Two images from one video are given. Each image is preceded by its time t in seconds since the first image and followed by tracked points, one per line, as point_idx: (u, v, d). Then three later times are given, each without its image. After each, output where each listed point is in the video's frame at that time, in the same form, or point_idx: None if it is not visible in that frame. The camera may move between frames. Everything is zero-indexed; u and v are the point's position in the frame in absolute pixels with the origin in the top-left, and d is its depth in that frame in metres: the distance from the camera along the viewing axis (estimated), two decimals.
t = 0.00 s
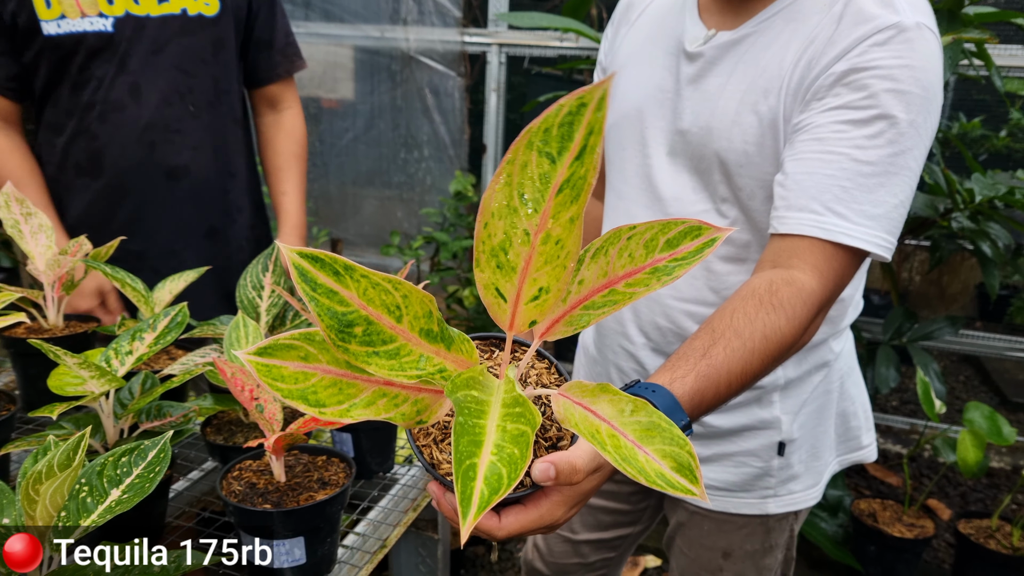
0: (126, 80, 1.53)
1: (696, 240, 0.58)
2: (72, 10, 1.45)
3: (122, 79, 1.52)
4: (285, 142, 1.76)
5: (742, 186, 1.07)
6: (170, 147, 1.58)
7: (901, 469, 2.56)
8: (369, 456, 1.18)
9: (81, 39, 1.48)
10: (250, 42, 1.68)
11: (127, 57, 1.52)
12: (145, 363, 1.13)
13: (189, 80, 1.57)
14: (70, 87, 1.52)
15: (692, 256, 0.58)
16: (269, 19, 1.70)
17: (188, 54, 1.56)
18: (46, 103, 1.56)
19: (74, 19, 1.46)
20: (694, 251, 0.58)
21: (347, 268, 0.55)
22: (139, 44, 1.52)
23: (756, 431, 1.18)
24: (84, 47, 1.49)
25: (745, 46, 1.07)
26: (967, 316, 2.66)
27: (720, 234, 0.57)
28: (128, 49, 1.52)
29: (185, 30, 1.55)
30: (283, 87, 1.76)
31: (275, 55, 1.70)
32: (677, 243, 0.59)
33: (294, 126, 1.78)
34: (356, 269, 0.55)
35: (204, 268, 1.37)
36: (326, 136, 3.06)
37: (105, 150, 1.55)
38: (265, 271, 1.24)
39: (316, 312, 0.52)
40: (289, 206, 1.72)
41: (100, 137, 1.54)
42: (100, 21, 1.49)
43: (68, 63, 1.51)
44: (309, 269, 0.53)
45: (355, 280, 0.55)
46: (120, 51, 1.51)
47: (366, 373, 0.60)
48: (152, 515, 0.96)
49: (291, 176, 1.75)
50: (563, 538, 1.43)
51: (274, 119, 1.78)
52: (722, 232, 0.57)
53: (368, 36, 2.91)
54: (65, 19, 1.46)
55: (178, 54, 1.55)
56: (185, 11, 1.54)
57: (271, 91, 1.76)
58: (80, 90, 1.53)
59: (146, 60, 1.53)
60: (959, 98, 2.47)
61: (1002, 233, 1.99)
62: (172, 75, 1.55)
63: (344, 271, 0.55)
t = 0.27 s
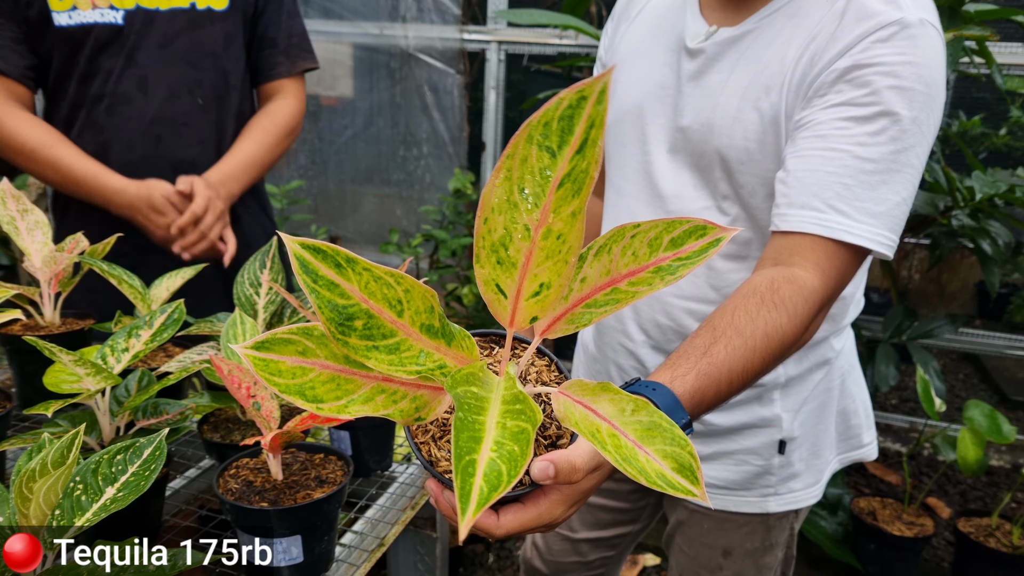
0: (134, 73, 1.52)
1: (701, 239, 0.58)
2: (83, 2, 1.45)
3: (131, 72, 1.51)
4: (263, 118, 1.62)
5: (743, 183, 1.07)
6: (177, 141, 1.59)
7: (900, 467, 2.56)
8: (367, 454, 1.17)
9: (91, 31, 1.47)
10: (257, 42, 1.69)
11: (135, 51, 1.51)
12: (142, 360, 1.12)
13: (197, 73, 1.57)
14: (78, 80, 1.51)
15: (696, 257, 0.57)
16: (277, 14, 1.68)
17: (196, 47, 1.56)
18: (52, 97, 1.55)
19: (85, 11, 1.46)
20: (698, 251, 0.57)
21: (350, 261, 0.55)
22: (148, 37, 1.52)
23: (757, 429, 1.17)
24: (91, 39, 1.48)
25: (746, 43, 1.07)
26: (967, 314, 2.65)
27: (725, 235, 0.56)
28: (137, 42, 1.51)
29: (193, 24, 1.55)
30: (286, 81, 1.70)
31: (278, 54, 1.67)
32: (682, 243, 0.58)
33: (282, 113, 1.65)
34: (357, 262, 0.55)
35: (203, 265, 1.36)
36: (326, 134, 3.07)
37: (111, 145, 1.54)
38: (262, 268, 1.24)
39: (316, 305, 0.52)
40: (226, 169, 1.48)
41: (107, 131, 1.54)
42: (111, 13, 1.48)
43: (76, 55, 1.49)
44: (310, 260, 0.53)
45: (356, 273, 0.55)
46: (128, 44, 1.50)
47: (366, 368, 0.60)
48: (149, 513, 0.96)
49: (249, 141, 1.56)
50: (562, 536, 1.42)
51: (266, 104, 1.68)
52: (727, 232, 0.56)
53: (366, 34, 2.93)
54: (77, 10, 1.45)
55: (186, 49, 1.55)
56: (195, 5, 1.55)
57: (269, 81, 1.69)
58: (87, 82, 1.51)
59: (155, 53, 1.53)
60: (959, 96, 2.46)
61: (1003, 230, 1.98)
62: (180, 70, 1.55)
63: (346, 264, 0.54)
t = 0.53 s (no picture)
0: (138, 69, 1.51)
1: (698, 231, 0.57)
2: None
3: (135, 68, 1.51)
4: (277, 119, 1.66)
5: (743, 178, 1.06)
6: (178, 137, 1.57)
7: (900, 465, 2.56)
8: (366, 452, 1.17)
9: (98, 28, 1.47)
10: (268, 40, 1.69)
11: (141, 47, 1.50)
12: (140, 357, 1.12)
13: (202, 71, 1.57)
14: (82, 77, 1.51)
15: (694, 248, 0.57)
16: (289, 13, 1.69)
17: (202, 45, 1.56)
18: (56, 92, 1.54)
19: (92, 8, 1.45)
20: (696, 243, 0.57)
21: (345, 254, 0.54)
22: (154, 35, 1.51)
23: (757, 425, 1.17)
24: (99, 36, 1.47)
25: (746, 38, 1.06)
26: (965, 311, 2.66)
27: (722, 226, 0.56)
28: (143, 39, 1.50)
29: (198, 22, 1.54)
30: (296, 80, 1.72)
31: (289, 52, 1.69)
32: (680, 234, 0.58)
33: (294, 114, 1.69)
34: (353, 255, 0.54)
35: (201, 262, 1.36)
36: (324, 132, 3.04)
37: (113, 140, 1.53)
38: (260, 265, 1.23)
39: (312, 299, 0.52)
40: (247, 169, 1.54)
41: (109, 127, 1.53)
42: (117, 11, 1.47)
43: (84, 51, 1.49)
44: (305, 254, 0.52)
45: (352, 267, 0.54)
46: (134, 40, 1.49)
47: (363, 362, 0.59)
48: (147, 511, 0.95)
49: (265, 142, 1.61)
50: (562, 534, 1.42)
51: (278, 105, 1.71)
52: (725, 224, 0.56)
53: (365, 32, 2.89)
54: (84, 7, 1.45)
55: (191, 46, 1.54)
56: (201, 2, 1.54)
57: (280, 82, 1.71)
58: (92, 77, 1.51)
59: (159, 51, 1.52)
60: (957, 93, 2.46)
61: (1002, 227, 1.96)
62: (185, 67, 1.54)
63: (341, 258, 0.54)
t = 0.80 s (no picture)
0: (138, 66, 1.51)
1: (698, 233, 0.57)
2: None
3: (134, 64, 1.51)
4: (276, 117, 1.60)
5: (743, 177, 1.06)
6: (173, 134, 1.56)
7: (899, 463, 2.56)
8: (365, 451, 1.17)
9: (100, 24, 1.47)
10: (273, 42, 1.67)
11: (141, 44, 1.50)
12: (138, 356, 1.11)
13: (201, 69, 1.55)
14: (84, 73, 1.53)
15: (693, 250, 0.57)
16: (296, 14, 1.66)
17: (205, 44, 1.54)
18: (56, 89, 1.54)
19: (94, 4, 1.45)
20: (695, 244, 0.57)
21: (341, 258, 0.54)
22: (155, 32, 1.51)
23: (757, 425, 1.17)
24: (101, 32, 1.48)
25: (746, 37, 1.06)
26: (964, 310, 2.65)
27: (722, 227, 0.55)
28: (144, 36, 1.50)
29: (201, 20, 1.53)
30: (301, 83, 1.68)
31: (296, 55, 1.65)
32: (679, 236, 0.58)
33: (295, 115, 1.63)
34: (350, 259, 0.54)
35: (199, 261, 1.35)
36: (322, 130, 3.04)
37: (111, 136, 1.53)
38: (259, 263, 1.22)
39: (308, 302, 0.51)
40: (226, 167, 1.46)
41: (107, 123, 1.53)
42: (119, 7, 1.47)
43: (87, 48, 1.50)
44: (301, 258, 0.52)
45: (348, 270, 0.54)
46: (135, 37, 1.49)
47: (361, 365, 0.59)
48: (145, 510, 0.95)
49: (259, 137, 1.55)
50: (562, 533, 1.42)
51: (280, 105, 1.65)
52: (724, 225, 0.56)
53: (364, 30, 2.89)
54: (86, 3, 1.45)
55: (193, 44, 1.53)
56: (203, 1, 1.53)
57: (284, 82, 1.67)
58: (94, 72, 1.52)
59: (160, 47, 1.51)
60: (956, 92, 2.46)
61: (1001, 226, 1.98)
62: (185, 64, 1.54)
63: (338, 262, 0.53)
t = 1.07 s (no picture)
0: (125, 65, 1.51)
1: (696, 231, 0.57)
2: None
3: (123, 63, 1.51)
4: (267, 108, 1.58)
5: (742, 176, 1.06)
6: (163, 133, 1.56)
7: (897, 462, 2.56)
8: (363, 450, 1.17)
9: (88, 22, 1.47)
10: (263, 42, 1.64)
11: (129, 42, 1.51)
12: (136, 355, 1.11)
13: (188, 68, 1.55)
14: (73, 72, 1.52)
15: (691, 249, 0.57)
16: (286, 13, 1.63)
17: (191, 43, 1.54)
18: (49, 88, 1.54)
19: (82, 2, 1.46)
20: (693, 243, 0.57)
21: (340, 252, 0.54)
22: (144, 30, 1.51)
23: (756, 423, 1.17)
24: (89, 29, 1.48)
25: (745, 37, 1.06)
26: (962, 308, 2.65)
27: (720, 227, 0.55)
28: (132, 34, 1.50)
29: (189, 20, 1.53)
30: (294, 84, 1.65)
31: (285, 55, 1.62)
32: (677, 235, 0.58)
33: (286, 109, 1.61)
34: (348, 252, 0.54)
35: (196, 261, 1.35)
36: (321, 128, 3.04)
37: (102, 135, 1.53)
38: (257, 263, 1.22)
39: (306, 294, 0.51)
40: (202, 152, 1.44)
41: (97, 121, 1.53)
42: (107, 5, 1.47)
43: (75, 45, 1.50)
44: (300, 250, 0.52)
45: (347, 264, 0.54)
46: (123, 35, 1.50)
47: (357, 359, 0.59)
48: (141, 510, 0.95)
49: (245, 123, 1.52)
50: (561, 531, 1.42)
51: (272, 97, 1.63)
52: (721, 224, 0.56)
53: (362, 28, 2.89)
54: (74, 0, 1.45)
55: (179, 42, 1.53)
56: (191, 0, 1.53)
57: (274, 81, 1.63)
58: (83, 71, 1.52)
59: (148, 45, 1.52)
60: (954, 90, 2.46)
61: (1000, 224, 1.99)
62: (172, 63, 1.54)
63: (336, 255, 0.53)
